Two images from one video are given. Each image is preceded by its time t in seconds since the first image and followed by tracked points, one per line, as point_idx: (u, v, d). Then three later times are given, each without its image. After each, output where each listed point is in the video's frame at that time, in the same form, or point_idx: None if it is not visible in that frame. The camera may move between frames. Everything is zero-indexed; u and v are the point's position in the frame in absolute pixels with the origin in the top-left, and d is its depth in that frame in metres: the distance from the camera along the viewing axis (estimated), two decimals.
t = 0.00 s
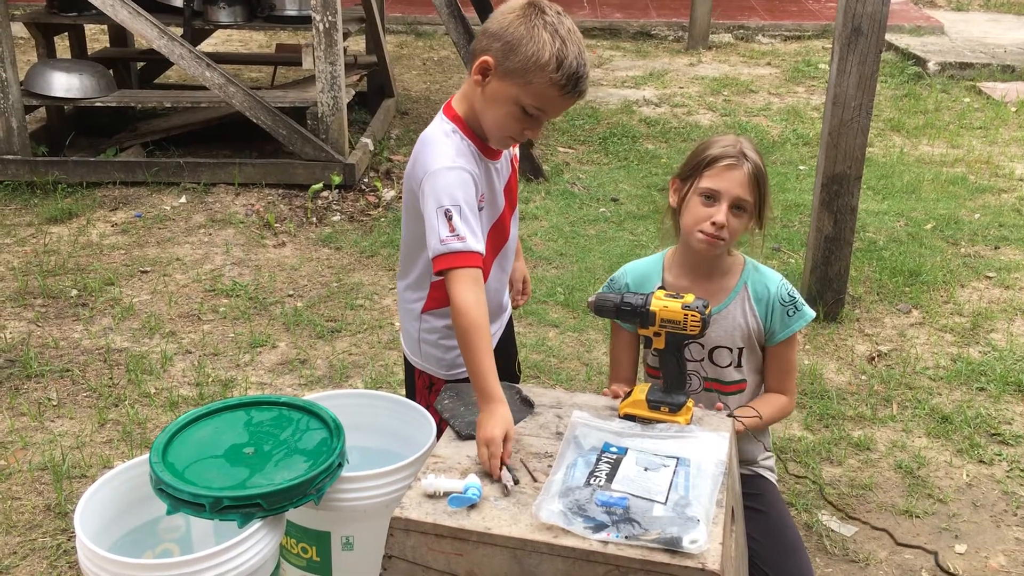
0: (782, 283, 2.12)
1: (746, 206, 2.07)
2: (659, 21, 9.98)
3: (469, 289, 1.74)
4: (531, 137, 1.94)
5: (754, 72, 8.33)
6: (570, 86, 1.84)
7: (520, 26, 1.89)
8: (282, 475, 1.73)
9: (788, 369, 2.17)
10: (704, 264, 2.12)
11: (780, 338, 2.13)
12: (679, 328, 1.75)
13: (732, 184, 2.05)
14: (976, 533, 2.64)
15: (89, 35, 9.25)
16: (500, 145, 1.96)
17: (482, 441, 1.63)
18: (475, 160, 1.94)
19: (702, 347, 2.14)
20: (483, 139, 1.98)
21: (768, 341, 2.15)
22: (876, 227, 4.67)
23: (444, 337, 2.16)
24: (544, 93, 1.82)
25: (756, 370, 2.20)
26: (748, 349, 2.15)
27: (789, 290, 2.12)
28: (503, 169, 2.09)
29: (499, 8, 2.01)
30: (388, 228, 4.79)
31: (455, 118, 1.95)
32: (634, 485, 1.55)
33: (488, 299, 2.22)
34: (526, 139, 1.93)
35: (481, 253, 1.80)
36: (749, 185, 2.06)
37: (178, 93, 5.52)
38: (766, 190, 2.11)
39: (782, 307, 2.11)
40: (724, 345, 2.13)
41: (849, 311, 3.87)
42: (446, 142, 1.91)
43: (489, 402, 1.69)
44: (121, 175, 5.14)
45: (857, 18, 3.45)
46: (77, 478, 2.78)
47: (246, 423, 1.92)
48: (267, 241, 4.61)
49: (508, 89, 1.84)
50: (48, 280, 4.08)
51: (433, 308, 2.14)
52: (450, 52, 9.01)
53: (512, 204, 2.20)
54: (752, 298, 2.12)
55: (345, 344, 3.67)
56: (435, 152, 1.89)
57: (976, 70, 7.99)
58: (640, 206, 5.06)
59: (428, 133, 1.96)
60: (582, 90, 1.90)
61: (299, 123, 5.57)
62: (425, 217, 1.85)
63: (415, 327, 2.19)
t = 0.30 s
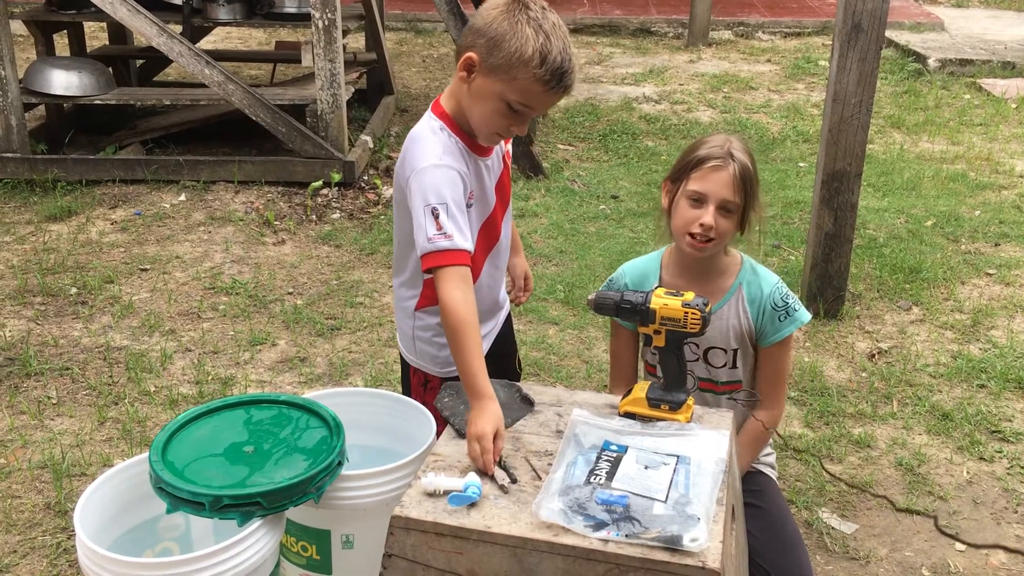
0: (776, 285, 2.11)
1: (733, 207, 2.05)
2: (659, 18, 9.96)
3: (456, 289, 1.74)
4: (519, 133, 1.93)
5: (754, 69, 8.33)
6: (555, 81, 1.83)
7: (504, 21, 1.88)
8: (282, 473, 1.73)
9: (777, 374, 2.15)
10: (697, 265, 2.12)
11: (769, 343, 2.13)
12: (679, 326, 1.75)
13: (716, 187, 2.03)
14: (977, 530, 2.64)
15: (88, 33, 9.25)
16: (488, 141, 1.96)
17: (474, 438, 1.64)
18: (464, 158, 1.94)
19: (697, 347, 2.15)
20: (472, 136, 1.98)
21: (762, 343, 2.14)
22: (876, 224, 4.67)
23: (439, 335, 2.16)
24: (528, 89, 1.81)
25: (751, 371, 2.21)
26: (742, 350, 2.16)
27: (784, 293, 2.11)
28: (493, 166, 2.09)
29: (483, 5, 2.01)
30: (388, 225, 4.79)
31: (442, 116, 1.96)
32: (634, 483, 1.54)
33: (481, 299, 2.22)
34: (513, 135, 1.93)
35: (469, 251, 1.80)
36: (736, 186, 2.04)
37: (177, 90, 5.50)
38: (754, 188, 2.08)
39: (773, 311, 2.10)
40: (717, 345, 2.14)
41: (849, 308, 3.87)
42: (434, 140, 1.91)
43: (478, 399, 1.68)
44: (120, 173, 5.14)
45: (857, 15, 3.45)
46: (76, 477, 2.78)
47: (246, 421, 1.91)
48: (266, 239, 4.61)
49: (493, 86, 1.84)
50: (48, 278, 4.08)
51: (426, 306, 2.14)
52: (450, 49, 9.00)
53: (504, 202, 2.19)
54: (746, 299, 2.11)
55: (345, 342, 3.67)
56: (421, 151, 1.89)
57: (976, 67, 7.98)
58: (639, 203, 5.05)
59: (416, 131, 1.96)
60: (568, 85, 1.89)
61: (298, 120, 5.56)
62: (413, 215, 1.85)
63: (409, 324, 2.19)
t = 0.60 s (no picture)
0: (779, 285, 2.11)
1: (732, 208, 2.04)
2: (661, 17, 9.95)
3: (433, 287, 1.79)
4: (507, 124, 1.92)
5: (756, 67, 8.32)
6: (536, 69, 1.81)
7: (483, 12, 1.87)
8: (284, 474, 1.73)
9: (779, 375, 2.14)
10: (702, 266, 2.12)
11: (769, 343, 2.12)
12: (682, 325, 1.75)
13: (713, 189, 2.03)
14: (980, 529, 2.64)
15: (90, 32, 9.26)
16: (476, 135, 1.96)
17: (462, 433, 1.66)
18: (452, 153, 1.95)
19: (701, 344, 2.15)
20: (460, 131, 1.97)
21: (763, 343, 2.13)
22: (878, 223, 4.66)
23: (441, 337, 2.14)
24: (510, 78, 1.80)
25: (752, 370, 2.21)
26: (745, 348, 2.16)
27: (786, 293, 2.10)
28: (487, 161, 2.08)
29: None
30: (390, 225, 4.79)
31: (427, 111, 1.96)
32: (636, 483, 1.54)
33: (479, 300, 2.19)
34: (500, 127, 1.91)
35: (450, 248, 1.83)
36: (733, 186, 2.03)
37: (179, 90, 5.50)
38: (752, 188, 2.07)
39: (776, 311, 2.10)
40: (721, 343, 2.14)
41: (852, 307, 3.87)
42: (421, 135, 1.92)
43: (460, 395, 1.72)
44: (122, 173, 5.14)
45: (859, 13, 3.44)
46: (79, 476, 2.78)
47: (248, 421, 1.91)
48: (268, 238, 4.61)
49: (475, 77, 1.83)
50: (50, 278, 4.08)
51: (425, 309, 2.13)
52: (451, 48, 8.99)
53: (501, 199, 2.18)
54: (750, 298, 2.11)
55: (347, 342, 3.67)
56: (407, 148, 1.91)
57: (978, 65, 7.97)
58: (641, 202, 5.05)
59: (405, 127, 1.97)
60: (552, 73, 1.86)
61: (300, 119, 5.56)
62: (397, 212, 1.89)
63: (411, 328, 2.18)
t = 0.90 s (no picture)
0: (784, 285, 2.10)
1: (733, 208, 2.03)
2: (664, 16, 9.94)
3: (420, 281, 1.81)
4: (503, 114, 1.92)
5: (759, 67, 8.31)
6: (527, 58, 1.80)
7: (471, 3, 1.86)
8: (288, 474, 1.72)
9: (782, 375, 2.14)
10: (707, 264, 2.12)
11: (773, 343, 2.12)
12: (685, 325, 1.74)
13: (711, 188, 2.02)
14: (985, 530, 2.63)
15: (93, 33, 9.28)
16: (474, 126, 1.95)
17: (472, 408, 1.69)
18: (452, 144, 1.94)
19: (705, 344, 2.15)
20: (459, 122, 1.96)
21: (767, 343, 2.13)
22: (883, 223, 4.65)
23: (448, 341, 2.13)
24: (500, 70, 1.80)
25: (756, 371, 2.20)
26: (749, 347, 2.15)
27: (791, 293, 2.10)
28: (489, 152, 2.07)
29: None
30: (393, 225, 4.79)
31: (424, 104, 1.95)
32: (640, 484, 1.54)
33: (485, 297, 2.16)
34: (497, 117, 1.91)
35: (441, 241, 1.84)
36: (732, 185, 2.01)
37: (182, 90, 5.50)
38: (754, 187, 2.05)
39: (780, 311, 2.09)
40: (724, 342, 2.14)
41: (856, 307, 3.86)
42: (420, 127, 1.91)
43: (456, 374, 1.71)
44: (126, 173, 5.14)
45: (863, 13, 3.43)
46: (83, 477, 2.78)
47: (252, 422, 1.91)
48: (272, 238, 4.61)
49: (466, 70, 1.83)
50: (53, 279, 4.09)
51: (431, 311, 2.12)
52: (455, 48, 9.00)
53: (506, 192, 2.17)
54: (754, 298, 2.11)
55: (350, 342, 3.67)
56: (405, 139, 1.90)
57: (983, 64, 7.95)
58: (645, 202, 5.04)
59: (404, 120, 1.96)
60: (545, 60, 1.85)
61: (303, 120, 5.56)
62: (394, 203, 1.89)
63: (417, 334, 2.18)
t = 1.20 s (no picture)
0: (788, 286, 2.10)
1: (731, 214, 2.02)
2: (667, 18, 9.95)
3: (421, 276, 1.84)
4: (511, 109, 1.92)
5: (763, 69, 8.30)
6: (535, 53, 1.80)
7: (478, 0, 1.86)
8: (290, 477, 1.72)
9: (785, 375, 2.14)
10: (710, 266, 2.11)
11: (778, 344, 2.11)
12: (689, 328, 1.74)
13: (709, 194, 2.01)
14: (989, 533, 2.62)
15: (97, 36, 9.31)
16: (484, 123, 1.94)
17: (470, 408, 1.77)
18: (461, 142, 1.93)
19: (709, 345, 2.14)
20: (467, 119, 1.96)
21: (770, 344, 2.12)
22: (886, 225, 4.65)
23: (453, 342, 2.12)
24: (509, 65, 1.80)
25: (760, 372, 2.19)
26: (753, 348, 2.15)
27: (795, 293, 2.10)
28: (496, 150, 2.06)
29: None
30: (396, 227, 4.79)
31: (432, 101, 1.94)
32: (644, 487, 1.53)
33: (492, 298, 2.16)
34: (505, 112, 1.91)
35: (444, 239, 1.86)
36: (728, 193, 2.00)
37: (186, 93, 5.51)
38: (754, 191, 2.03)
39: (784, 311, 2.09)
40: (729, 343, 2.13)
41: (860, 309, 3.85)
42: (428, 124, 1.90)
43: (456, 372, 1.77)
44: (129, 176, 5.15)
45: (867, 14, 3.43)
46: (86, 480, 2.78)
47: (254, 424, 1.91)
48: (275, 241, 4.62)
49: (474, 67, 1.83)
50: (57, 281, 4.09)
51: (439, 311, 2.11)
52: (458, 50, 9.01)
53: (513, 191, 2.16)
54: (758, 298, 2.10)
55: (353, 344, 3.67)
56: (413, 136, 1.90)
57: (986, 66, 7.94)
58: (648, 204, 5.04)
59: (411, 118, 1.95)
60: (552, 56, 1.86)
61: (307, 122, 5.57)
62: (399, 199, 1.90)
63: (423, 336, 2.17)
